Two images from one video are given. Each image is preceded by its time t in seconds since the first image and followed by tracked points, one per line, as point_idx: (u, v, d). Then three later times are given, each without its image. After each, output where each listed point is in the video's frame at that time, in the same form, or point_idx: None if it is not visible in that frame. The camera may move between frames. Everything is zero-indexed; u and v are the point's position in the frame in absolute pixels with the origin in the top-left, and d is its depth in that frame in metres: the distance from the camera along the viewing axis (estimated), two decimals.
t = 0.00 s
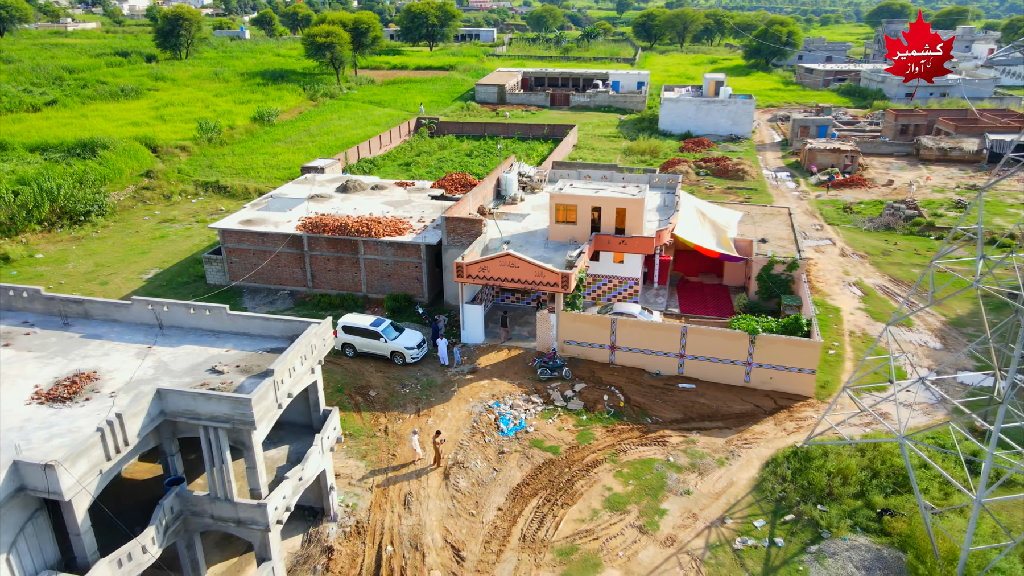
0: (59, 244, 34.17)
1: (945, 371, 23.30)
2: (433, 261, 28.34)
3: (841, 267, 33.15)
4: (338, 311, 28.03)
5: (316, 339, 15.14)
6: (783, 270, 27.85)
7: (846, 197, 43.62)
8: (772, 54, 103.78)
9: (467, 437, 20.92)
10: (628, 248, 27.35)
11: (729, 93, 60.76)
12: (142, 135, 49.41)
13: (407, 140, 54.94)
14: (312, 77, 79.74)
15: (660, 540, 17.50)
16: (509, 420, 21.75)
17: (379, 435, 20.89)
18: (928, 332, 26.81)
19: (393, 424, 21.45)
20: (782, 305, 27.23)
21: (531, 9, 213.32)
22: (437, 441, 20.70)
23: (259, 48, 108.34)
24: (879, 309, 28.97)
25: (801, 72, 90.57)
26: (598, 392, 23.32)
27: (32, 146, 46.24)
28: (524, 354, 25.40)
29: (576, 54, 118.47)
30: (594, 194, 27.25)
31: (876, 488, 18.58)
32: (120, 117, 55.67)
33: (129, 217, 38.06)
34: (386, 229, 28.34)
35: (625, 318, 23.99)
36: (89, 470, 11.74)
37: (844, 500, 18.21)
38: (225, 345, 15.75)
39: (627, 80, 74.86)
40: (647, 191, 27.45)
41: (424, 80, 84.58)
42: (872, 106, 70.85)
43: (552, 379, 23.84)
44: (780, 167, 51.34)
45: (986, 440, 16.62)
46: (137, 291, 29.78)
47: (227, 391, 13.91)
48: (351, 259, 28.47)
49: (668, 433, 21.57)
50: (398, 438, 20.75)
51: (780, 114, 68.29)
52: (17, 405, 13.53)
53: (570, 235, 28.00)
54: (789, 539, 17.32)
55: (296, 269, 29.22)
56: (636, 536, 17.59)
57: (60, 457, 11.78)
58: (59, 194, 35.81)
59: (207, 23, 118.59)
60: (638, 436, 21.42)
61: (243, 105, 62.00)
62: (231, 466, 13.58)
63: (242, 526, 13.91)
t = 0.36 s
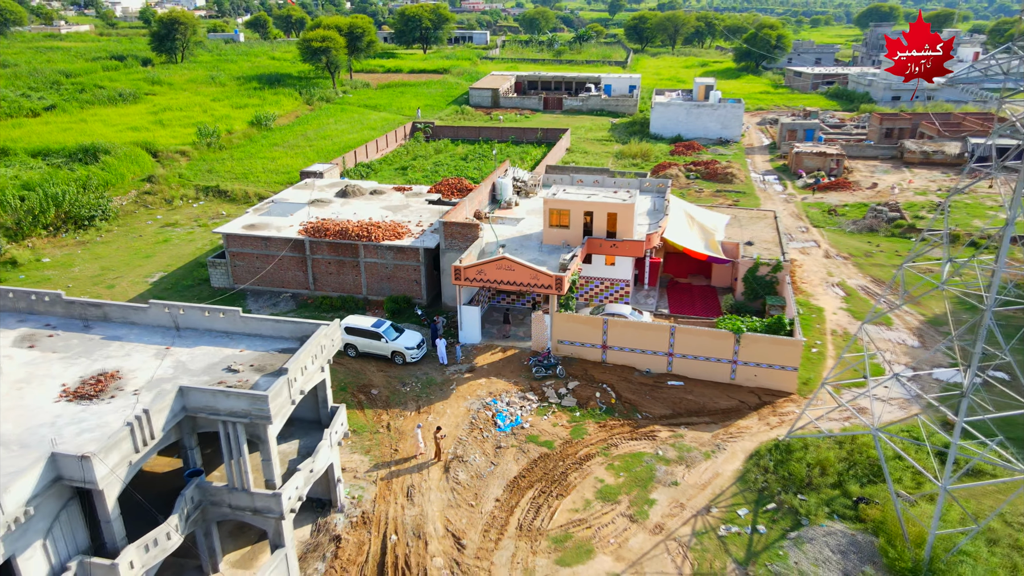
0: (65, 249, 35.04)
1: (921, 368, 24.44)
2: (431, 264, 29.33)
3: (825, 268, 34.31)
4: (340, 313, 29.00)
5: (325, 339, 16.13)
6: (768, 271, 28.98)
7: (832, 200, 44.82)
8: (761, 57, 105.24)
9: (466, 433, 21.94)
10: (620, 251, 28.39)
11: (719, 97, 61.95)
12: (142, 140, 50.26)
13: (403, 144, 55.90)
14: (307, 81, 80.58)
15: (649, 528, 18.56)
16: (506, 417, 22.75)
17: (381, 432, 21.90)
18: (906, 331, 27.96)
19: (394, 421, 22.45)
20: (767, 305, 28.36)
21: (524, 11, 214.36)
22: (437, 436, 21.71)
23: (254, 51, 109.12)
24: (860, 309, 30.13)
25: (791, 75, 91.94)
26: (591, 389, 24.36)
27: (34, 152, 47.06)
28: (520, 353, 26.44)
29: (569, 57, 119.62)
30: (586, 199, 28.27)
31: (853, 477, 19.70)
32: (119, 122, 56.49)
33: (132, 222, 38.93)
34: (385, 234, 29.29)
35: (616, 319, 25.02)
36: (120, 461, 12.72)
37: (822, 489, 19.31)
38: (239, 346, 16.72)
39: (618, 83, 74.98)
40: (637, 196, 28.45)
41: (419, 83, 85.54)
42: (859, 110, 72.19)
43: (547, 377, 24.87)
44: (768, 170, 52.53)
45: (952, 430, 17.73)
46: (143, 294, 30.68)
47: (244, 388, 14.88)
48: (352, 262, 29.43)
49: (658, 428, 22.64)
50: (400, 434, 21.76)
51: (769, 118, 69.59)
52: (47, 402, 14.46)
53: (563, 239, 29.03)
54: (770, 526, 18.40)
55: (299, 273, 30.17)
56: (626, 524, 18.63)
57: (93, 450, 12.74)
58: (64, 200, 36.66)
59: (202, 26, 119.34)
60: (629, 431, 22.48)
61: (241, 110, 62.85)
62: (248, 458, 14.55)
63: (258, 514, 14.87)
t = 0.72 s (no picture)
0: (72, 255, 35.92)
1: (901, 368, 25.55)
2: (431, 269, 30.31)
3: (812, 272, 35.45)
4: (343, 318, 29.96)
5: (335, 343, 17.10)
6: (756, 276, 30.09)
7: (819, 205, 46.02)
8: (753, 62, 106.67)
9: (466, 432, 22.94)
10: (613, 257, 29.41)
11: (710, 104, 63.15)
12: (145, 148, 51.15)
13: (401, 151, 56.89)
14: (305, 87, 81.55)
15: (640, 521, 19.59)
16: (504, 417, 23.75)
17: (385, 432, 22.88)
18: (888, 333, 29.08)
19: (398, 421, 23.44)
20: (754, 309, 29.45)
21: (519, 15, 215.38)
22: (439, 435, 22.71)
23: (251, 56, 109.94)
24: (844, 312, 31.27)
25: (782, 81, 93.30)
26: (585, 390, 25.39)
27: (39, 159, 47.89)
28: (517, 356, 27.46)
29: (563, 62, 120.80)
30: (580, 207, 29.27)
31: (834, 473, 20.77)
32: (121, 129, 57.34)
33: (137, 228, 39.81)
34: (387, 240, 30.25)
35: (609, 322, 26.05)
36: (148, 457, 13.69)
37: (805, 484, 20.39)
38: (252, 350, 17.69)
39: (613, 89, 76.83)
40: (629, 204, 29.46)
41: (415, 89, 86.56)
42: (847, 116, 73.57)
43: (543, 379, 25.89)
44: (758, 176, 53.72)
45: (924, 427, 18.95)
46: (151, 299, 31.60)
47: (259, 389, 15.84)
48: (354, 268, 30.40)
49: (649, 427, 23.69)
50: (403, 434, 22.76)
51: (760, 123, 70.84)
52: (75, 403, 15.40)
53: (558, 245, 30.05)
54: (755, 519, 19.47)
55: (302, 278, 31.11)
56: (619, 518, 19.67)
57: (123, 447, 13.69)
58: (71, 207, 37.54)
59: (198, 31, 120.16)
60: (622, 430, 23.53)
61: (240, 116, 63.76)
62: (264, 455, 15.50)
63: (273, 508, 15.82)
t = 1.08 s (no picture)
0: (81, 276, 36.84)
1: (885, 384, 26.61)
2: (432, 289, 31.31)
3: (801, 291, 36.59)
4: (346, 337, 30.91)
5: (345, 362, 18.04)
6: (745, 295, 31.20)
7: (808, 225, 47.31)
8: (744, 83, 108.58)
9: (467, 448, 23.81)
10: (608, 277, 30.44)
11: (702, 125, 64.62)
12: (149, 170, 52.26)
13: (400, 172, 58.11)
14: (305, 109, 82.91)
15: (635, 531, 20.48)
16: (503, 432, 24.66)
17: (389, 447, 23.77)
18: (873, 349, 30.17)
19: (401, 437, 24.32)
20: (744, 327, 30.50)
21: (514, 35, 218.29)
22: (441, 450, 23.59)
23: (250, 77, 111.59)
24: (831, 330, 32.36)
25: (773, 102, 95.15)
26: (582, 406, 26.33)
27: (45, 182, 48.96)
28: (515, 373, 28.43)
29: (558, 83, 122.78)
30: (575, 229, 30.32)
31: (820, 485, 21.71)
32: (125, 151, 58.50)
33: (143, 249, 40.78)
34: (388, 261, 31.25)
35: (604, 341, 27.01)
36: (171, 469, 14.59)
37: (791, 496, 21.33)
38: (266, 368, 18.64)
39: (607, 110, 78.71)
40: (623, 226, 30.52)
41: (413, 110, 88.02)
42: (836, 137, 75.29)
43: (541, 395, 26.84)
44: (749, 196, 55.06)
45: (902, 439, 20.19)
46: (159, 319, 32.49)
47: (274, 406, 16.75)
48: (357, 288, 31.37)
49: (643, 441, 24.62)
50: (407, 449, 23.64)
51: (751, 144, 72.39)
52: (99, 419, 16.30)
53: (555, 266, 31.10)
54: (744, 529, 20.38)
55: (307, 298, 32.07)
56: (614, 529, 20.55)
57: (147, 460, 14.59)
58: (79, 229, 38.51)
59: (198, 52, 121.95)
60: (617, 444, 24.47)
61: (242, 138, 65.00)
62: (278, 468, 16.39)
63: (286, 518, 16.66)
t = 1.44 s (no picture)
0: (89, 298, 37.72)
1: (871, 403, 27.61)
2: (433, 311, 32.26)
3: (791, 312, 37.67)
4: (349, 357, 31.78)
5: (354, 383, 18.92)
6: (736, 316, 32.26)
7: (798, 247, 48.52)
8: (736, 106, 110.50)
9: (468, 465, 24.64)
10: (603, 299, 31.44)
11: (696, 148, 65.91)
12: (153, 193, 53.31)
13: (399, 195, 59.28)
14: (305, 132, 84.27)
15: (630, 545, 21.30)
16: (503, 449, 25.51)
17: (393, 465, 24.60)
18: (860, 368, 31.18)
19: (404, 455, 25.14)
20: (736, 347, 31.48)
21: (511, 56, 220.99)
22: (443, 467, 24.41)
23: (250, 100, 113.24)
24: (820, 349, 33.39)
25: (764, 124, 96.97)
26: (579, 424, 27.20)
27: (51, 205, 49.96)
28: (514, 392, 29.33)
29: (554, 105, 124.73)
30: (572, 252, 31.37)
31: (808, 500, 22.61)
32: (129, 174, 59.61)
33: (149, 271, 41.70)
34: (390, 284, 32.21)
35: (600, 361, 27.94)
36: (192, 484, 15.44)
37: (781, 510, 22.21)
38: (278, 389, 19.51)
39: (603, 133, 79.41)
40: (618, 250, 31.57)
41: (411, 133, 89.49)
42: (826, 159, 76.88)
43: (539, 414, 27.72)
44: (741, 218, 56.35)
45: (884, 454, 21.28)
46: (166, 340, 33.34)
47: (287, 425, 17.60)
48: (360, 310, 32.30)
49: (638, 458, 25.50)
50: (410, 467, 24.46)
51: (743, 167, 73.91)
52: (121, 437, 17.16)
53: (552, 288, 32.10)
54: (735, 542, 21.23)
55: (311, 320, 32.98)
56: (611, 542, 21.37)
57: (170, 476, 15.43)
58: (87, 252, 39.44)
59: (199, 76, 123.84)
60: (613, 461, 25.33)
61: (243, 161, 66.22)
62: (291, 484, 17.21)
63: (298, 532, 17.44)
